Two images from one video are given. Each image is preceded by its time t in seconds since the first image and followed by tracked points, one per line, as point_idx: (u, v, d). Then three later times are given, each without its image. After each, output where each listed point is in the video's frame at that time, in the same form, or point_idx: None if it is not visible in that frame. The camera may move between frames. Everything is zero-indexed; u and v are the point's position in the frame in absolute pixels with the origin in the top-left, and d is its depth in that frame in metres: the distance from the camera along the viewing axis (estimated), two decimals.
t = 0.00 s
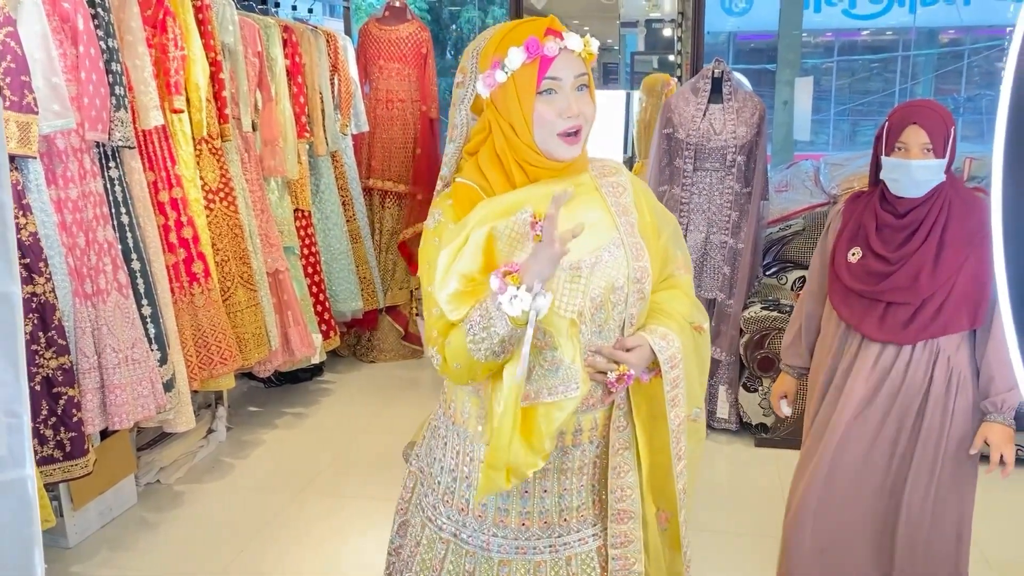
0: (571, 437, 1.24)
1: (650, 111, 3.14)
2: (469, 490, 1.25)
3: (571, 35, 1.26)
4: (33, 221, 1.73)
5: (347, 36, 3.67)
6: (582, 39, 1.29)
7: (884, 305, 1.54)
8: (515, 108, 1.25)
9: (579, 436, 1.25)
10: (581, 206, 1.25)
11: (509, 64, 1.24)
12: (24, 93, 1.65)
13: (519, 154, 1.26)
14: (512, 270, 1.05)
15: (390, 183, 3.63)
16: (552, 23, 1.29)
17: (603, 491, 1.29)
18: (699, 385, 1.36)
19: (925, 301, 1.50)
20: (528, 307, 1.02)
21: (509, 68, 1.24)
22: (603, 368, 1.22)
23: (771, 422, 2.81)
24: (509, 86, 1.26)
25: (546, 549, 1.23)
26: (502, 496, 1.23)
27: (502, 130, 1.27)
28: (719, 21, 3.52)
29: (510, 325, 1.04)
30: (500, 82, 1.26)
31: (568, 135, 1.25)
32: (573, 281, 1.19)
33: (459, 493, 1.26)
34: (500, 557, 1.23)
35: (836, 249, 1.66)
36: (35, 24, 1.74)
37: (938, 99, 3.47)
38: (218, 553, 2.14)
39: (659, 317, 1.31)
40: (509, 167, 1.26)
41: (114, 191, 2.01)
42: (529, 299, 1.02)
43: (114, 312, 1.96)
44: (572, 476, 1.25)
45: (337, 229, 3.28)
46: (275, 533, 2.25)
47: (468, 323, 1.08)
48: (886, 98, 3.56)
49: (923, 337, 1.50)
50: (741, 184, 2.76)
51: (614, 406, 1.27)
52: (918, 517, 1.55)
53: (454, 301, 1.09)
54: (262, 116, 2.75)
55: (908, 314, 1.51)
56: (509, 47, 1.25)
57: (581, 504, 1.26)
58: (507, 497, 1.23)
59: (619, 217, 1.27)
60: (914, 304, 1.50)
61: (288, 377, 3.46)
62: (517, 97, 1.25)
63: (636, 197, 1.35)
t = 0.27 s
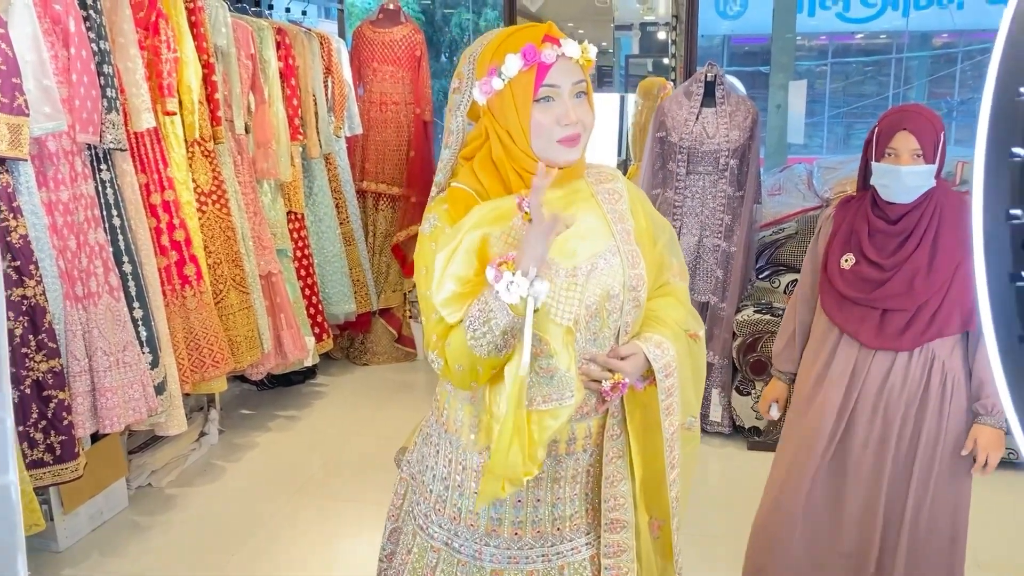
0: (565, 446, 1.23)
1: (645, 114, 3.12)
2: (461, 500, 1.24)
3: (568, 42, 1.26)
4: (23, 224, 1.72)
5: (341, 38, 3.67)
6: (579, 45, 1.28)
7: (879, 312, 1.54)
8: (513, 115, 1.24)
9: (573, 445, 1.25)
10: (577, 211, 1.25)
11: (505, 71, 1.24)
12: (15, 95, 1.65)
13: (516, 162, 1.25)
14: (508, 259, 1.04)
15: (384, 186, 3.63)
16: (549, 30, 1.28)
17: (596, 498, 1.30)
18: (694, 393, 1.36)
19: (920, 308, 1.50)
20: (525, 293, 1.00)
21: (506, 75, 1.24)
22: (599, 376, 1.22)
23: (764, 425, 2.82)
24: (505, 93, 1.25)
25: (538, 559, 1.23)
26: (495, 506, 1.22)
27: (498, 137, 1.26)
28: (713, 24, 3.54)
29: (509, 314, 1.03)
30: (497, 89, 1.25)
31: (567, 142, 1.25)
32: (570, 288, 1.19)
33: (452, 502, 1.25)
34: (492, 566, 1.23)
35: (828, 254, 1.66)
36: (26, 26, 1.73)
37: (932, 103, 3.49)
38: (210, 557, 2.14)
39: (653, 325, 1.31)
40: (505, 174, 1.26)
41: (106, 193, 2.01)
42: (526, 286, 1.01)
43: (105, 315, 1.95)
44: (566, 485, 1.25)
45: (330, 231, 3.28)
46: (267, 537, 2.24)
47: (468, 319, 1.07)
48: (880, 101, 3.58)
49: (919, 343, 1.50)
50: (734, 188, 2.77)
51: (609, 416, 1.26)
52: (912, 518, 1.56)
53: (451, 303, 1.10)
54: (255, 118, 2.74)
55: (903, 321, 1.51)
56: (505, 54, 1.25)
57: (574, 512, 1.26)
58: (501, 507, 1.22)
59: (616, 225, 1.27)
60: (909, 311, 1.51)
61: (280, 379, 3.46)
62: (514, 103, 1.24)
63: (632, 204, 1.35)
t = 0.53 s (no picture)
0: (557, 449, 1.23)
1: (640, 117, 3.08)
2: (453, 508, 1.23)
3: (560, 49, 1.26)
4: (12, 226, 1.72)
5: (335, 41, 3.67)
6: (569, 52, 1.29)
7: (873, 318, 1.54)
8: (504, 124, 1.25)
9: (564, 448, 1.24)
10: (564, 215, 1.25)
11: (498, 79, 1.23)
12: (5, 97, 1.64)
13: (506, 169, 1.26)
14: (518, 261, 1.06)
15: (378, 189, 3.62)
16: (540, 36, 1.28)
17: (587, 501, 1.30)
18: (680, 391, 1.37)
19: (913, 314, 1.51)
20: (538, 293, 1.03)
21: (498, 83, 1.23)
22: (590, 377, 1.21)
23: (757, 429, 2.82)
24: (497, 102, 1.25)
25: (532, 564, 1.23)
26: (487, 512, 1.22)
27: (487, 143, 1.27)
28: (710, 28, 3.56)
29: (518, 313, 1.05)
30: (488, 97, 1.24)
31: (559, 150, 1.26)
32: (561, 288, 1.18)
33: (443, 512, 1.24)
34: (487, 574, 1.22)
35: (820, 260, 1.66)
36: (16, 29, 1.73)
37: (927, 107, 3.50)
38: (201, 561, 2.13)
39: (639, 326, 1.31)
40: (494, 180, 1.26)
41: (96, 196, 2.00)
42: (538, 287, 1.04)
43: (95, 318, 1.95)
44: (558, 489, 1.24)
45: (324, 234, 3.27)
46: (259, 541, 2.23)
47: (472, 318, 1.06)
48: (877, 105, 3.58)
49: (913, 349, 1.50)
50: (727, 192, 2.76)
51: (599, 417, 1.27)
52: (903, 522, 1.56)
53: (452, 302, 1.07)
54: (248, 121, 2.74)
55: (897, 327, 1.52)
56: (497, 61, 1.25)
57: (566, 517, 1.25)
58: (493, 513, 1.22)
59: (602, 226, 1.29)
60: (902, 317, 1.51)
61: (274, 383, 3.45)
62: (506, 114, 1.25)
63: (616, 207, 1.37)
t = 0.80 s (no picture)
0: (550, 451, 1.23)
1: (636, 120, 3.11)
2: (448, 514, 1.23)
3: (547, 49, 1.29)
4: (6, 230, 1.71)
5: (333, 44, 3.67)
6: (556, 52, 1.32)
7: (873, 324, 1.54)
8: (496, 123, 1.26)
9: (558, 450, 1.24)
10: (554, 216, 1.24)
11: (488, 79, 1.25)
12: None
13: (498, 168, 1.26)
14: (533, 287, 1.05)
15: (375, 192, 3.62)
16: (526, 37, 1.31)
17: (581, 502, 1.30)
18: (667, 388, 1.37)
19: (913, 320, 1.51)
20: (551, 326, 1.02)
21: (489, 83, 1.25)
22: (585, 379, 1.22)
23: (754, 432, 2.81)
24: (488, 101, 1.27)
25: (527, 567, 1.23)
26: (482, 516, 1.21)
27: (479, 144, 1.27)
28: (708, 31, 3.56)
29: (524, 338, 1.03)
30: (479, 97, 1.26)
31: (551, 147, 1.27)
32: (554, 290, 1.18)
33: (438, 518, 1.23)
34: None
35: (820, 264, 1.65)
36: (11, 32, 1.73)
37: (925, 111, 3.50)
38: (195, 565, 2.12)
39: (627, 327, 1.32)
40: (486, 179, 1.26)
41: (91, 200, 2.00)
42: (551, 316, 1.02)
43: (90, 322, 1.95)
44: (553, 491, 1.24)
45: (321, 237, 3.27)
46: (254, 545, 2.23)
47: (478, 333, 1.04)
48: (875, 108, 3.58)
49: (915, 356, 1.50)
50: (723, 196, 2.76)
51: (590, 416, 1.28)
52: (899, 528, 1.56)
53: (455, 307, 1.05)
54: (244, 124, 2.74)
55: (898, 333, 1.52)
56: (486, 62, 1.27)
57: (561, 518, 1.25)
58: (488, 516, 1.21)
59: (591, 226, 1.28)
60: (902, 324, 1.51)
61: (270, 386, 3.45)
62: (496, 113, 1.26)
63: (604, 210, 1.37)
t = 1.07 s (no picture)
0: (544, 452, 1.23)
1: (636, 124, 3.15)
2: (442, 516, 1.22)
3: (541, 51, 1.29)
4: (4, 232, 1.71)
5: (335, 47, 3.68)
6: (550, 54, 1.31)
7: (882, 327, 1.51)
8: (489, 124, 1.26)
9: (552, 450, 1.24)
10: (546, 220, 1.24)
11: (482, 80, 1.24)
12: None
13: (489, 169, 1.26)
14: (520, 294, 1.04)
15: (376, 195, 3.62)
16: (520, 39, 1.30)
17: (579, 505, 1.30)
18: (659, 388, 1.39)
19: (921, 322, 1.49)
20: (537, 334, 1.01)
21: (483, 84, 1.24)
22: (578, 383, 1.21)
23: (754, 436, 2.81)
24: (481, 103, 1.26)
25: (523, 567, 1.22)
26: (477, 517, 1.21)
27: (473, 147, 1.26)
28: (710, 33, 3.55)
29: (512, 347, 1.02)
30: (473, 99, 1.25)
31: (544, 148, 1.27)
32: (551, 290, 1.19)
33: (433, 519, 1.23)
34: None
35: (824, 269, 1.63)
36: (10, 34, 1.73)
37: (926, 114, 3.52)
38: (193, 568, 2.12)
39: (619, 328, 1.31)
40: (479, 182, 1.26)
41: (90, 203, 2.00)
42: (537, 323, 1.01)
43: (88, 324, 1.94)
44: (547, 491, 1.24)
45: (322, 239, 3.27)
46: (252, 547, 2.23)
47: (466, 341, 1.05)
48: (876, 112, 3.58)
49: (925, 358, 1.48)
50: (723, 199, 2.76)
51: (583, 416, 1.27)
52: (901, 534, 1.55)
53: (445, 316, 1.06)
54: (244, 127, 2.74)
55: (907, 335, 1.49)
56: (480, 63, 1.26)
57: (555, 519, 1.25)
58: (483, 517, 1.21)
59: (584, 230, 1.27)
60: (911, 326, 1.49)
61: (271, 389, 3.45)
62: (490, 114, 1.26)
63: (595, 211, 1.35)
